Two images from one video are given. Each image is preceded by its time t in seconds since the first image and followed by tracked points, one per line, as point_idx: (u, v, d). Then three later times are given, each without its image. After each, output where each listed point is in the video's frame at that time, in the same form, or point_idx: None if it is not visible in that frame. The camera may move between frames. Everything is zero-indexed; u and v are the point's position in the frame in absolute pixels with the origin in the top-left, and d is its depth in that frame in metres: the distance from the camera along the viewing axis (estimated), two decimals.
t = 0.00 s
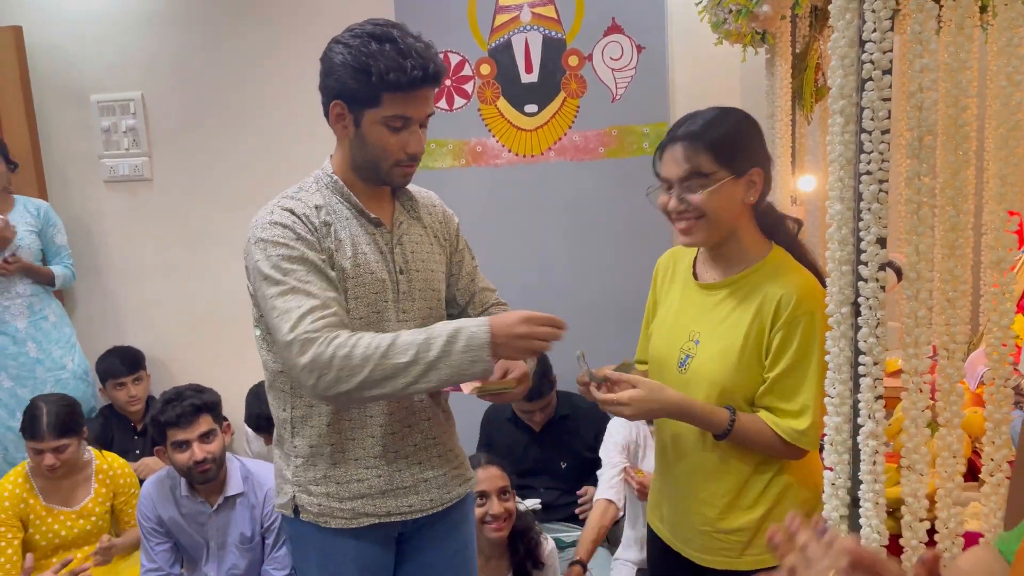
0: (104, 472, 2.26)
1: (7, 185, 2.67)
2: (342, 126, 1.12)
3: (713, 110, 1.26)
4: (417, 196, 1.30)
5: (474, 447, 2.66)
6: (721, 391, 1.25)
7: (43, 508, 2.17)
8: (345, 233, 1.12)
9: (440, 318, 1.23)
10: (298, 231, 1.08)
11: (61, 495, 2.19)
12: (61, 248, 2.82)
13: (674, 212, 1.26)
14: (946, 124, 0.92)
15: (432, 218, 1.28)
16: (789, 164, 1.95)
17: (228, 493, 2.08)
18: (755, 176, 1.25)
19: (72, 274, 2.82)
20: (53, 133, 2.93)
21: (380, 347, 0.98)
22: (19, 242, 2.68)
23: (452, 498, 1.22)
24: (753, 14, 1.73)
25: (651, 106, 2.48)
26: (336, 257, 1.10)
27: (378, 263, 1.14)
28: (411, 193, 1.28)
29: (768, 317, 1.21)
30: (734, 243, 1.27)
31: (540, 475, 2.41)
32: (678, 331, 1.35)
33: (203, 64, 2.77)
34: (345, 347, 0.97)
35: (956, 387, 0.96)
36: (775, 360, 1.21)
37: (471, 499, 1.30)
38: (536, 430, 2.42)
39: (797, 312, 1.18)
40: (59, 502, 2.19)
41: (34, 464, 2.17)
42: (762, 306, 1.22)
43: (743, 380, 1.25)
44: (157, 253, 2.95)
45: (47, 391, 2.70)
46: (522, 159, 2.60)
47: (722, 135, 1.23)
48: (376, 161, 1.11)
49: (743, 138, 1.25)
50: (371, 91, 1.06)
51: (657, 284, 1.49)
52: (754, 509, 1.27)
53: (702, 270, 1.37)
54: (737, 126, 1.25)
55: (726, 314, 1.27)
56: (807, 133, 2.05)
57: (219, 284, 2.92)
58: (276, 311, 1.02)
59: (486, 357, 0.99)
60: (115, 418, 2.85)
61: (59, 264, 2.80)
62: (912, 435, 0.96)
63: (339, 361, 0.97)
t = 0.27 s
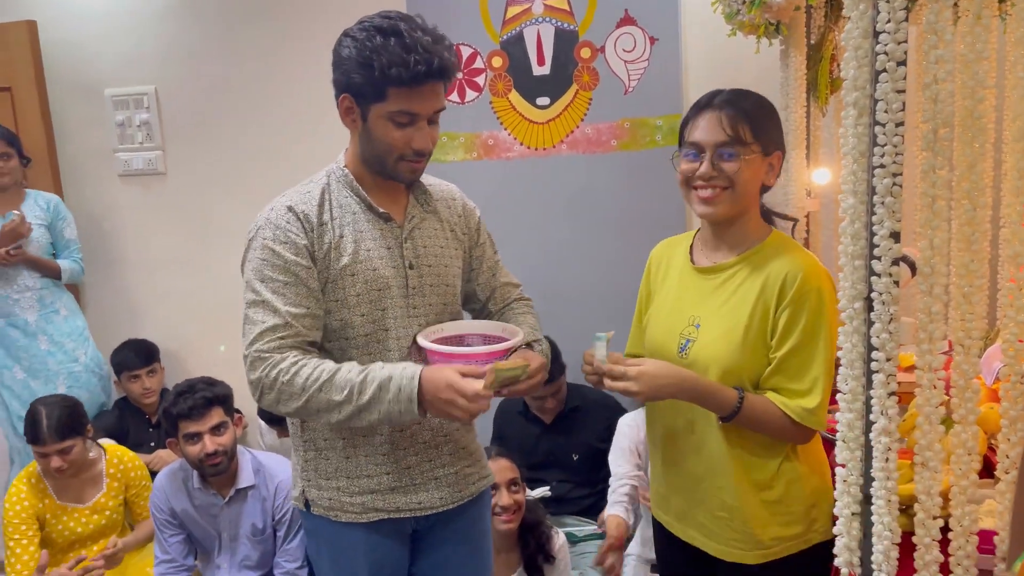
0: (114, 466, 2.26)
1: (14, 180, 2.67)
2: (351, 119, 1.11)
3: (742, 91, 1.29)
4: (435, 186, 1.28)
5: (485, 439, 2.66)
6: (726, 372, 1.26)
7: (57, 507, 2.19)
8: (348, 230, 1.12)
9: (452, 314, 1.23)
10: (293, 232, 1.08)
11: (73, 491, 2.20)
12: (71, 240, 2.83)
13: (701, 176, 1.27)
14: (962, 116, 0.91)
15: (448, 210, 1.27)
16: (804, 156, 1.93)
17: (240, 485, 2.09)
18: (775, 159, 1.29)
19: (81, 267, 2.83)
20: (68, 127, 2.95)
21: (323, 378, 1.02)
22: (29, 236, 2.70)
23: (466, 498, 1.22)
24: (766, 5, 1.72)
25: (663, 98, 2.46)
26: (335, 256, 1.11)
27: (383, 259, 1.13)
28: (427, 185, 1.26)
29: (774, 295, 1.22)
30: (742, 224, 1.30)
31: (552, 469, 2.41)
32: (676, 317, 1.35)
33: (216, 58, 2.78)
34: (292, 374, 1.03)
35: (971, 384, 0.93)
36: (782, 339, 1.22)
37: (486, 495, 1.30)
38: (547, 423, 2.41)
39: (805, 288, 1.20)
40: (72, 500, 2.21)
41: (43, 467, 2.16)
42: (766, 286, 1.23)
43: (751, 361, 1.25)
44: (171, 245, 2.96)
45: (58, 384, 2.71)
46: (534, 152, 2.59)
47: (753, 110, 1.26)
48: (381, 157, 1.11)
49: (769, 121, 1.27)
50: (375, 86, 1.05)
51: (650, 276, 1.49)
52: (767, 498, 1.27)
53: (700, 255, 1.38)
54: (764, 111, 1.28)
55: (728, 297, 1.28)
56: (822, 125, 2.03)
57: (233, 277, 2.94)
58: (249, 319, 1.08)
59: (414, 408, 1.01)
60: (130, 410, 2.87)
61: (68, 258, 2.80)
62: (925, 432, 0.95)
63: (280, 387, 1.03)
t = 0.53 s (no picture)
0: (123, 459, 2.28)
1: (24, 170, 2.72)
2: (349, 114, 1.12)
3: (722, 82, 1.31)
4: (446, 175, 1.27)
5: (498, 428, 2.67)
6: (722, 362, 1.27)
7: (66, 498, 2.24)
8: (347, 221, 1.14)
9: (457, 306, 1.23)
10: (290, 224, 1.12)
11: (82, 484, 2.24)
12: (82, 226, 2.87)
13: (684, 162, 1.28)
14: (968, 101, 0.89)
15: (457, 199, 1.25)
16: (819, 143, 1.90)
17: (251, 472, 2.11)
18: (756, 150, 1.31)
19: (95, 251, 2.87)
20: (86, 117, 2.97)
21: (310, 373, 1.07)
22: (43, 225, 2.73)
23: (463, 493, 1.23)
24: None
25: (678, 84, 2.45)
26: (332, 247, 1.13)
27: (380, 250, 1.14)
28: (436, 174, 1.25)
29: (764, 282, 1.23)
30: (724, 212, 1.31)
31: (564, 458, 2.41)
32: (666, 308, 1.36)
33: (231, 47, 2.79)
34: (283, 367, 1.08)
35: (976, 374, 0.92)
36: (774, 326, 1.24)
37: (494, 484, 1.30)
38: (558, 412, 2.41)
39: (795, 273, 1.22)
40: (81, 492, 2.24)
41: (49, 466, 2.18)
42: (753, 273, 1.25)
43: (743, 347, 1.27)
44: (187, 234, 2.99)
45: (74, 371, 2.76)
46: (547, 140, 2.58)
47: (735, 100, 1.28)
48: (376, 154, 1.11)
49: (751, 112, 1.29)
50: (363, 84, 1.05)
51: (629, 272, 1.49)
52: (771, 485, 1.29)
53: (681, 249, 1.38)
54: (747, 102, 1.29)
55: (716, 285, 1.29)
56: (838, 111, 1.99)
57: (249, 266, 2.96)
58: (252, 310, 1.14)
59: (390, 412, 1.06)
60: (149, 397, 2.91)
61: (81, 243, 2.84)
62: (929, 423, 0.93)
63: (275, 380, 1.09)
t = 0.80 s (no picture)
0: (130, 441, 2.30)
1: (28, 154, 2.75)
2: (339, 102, 1.12)
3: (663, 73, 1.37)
4: (445, 157, 1.24)
5: (503, 412, 2.67)
6: (711, 343, 1.33)
7: (72, 477, 2.27)
8: (336, 203, 1.15)
9: (448, 292, 1.22)
10: (278, 206, 1.14)
11: (90, 463, 2.27)
12: (83, 204, 2.90)
13: (632, 155, 1.33)
14: (957, 78, 0.88)
15: (454, 182, 1.22)
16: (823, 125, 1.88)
17: (258, 453, 2.14)
18: (705, 132, 1.37)
19: (99, 229, 2.92)
20: (95, 102, 2.99)
21: (289, 354, 1.10)
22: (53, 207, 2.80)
23: (452, 478, 1.24)
24: None
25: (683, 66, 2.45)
26: (320, 230, 1.14)
27: (366, 234, 1.14)
28: (434, 157, 1.23)
29: (744, 258, 1.30)
30: (682, 195, 1.37)
31: (567, 441, 2.41)
32: (646, 295, 1.40)
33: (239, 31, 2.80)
34: (263, 347, 1.11)
35: (965, 355, 0.92)
36: (759, 300, 1.30)
37: (487, 468, 1.30)
38: (563, 396, 2.41)
39: (773, 245, 1.29)
40: (86, 470, 2.28)
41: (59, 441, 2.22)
42: (732, 251, 1.31)
43: (729, 323, 1.33)
44: (196, 218, 3.01)
45: (84, 350, 2.81)
46: (553, 123, 2.57)
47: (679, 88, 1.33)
48: (366, 146, 1.11)
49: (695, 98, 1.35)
50: (349, 79, 1.04)
51: (593, 266, 1.50)
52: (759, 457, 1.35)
53: (648, 238, 1.43)
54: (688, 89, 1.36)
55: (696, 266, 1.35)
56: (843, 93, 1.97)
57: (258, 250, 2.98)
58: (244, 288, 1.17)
59: (356, 399, 1.08)
60: (160, 380, 2.95)
61: (86, 222, 2.89)
62: (918, 405, 0.93)
63: (257, 359, 1.12)
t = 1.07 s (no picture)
0: (147, 419, 2.34)
1: (39, 140, 2.79)
2: (346, 83, 1.11)
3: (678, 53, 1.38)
4: (455, 140, 1.23)
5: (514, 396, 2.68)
6: (722, 320, 1.38)
7: (90, 454, 2.29)
8: (343, 184, 1.15)
9: (455, 276, 1.21)
10: (285, 186, 1.14)
11: (108, 440, 2.31)
12: (91, 192, 2.90)
13: (635, 144, 1.37)
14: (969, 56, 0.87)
15: (464, 164, 1.21)
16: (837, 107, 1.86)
17: (270, 436, 2.15)
18: (714, 112, 1.38)
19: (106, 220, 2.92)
20: (110, 86, 3.00)
21: (293, 335, 1.11)
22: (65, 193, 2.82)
23: (457, 463, 1.24)
24: None
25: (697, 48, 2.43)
26: (326, 211, 1.14)
27: (372, 216, 1.14)
28: (443, 138, 1.22)
29: (757, 241, 1.35)
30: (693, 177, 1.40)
31: (578, 426, 2.41)
32: (655, 274, 1.43)
33: (252, 15, 2.80)
34: (269, 327, 1.12)
35: (973, 339, 0.92)
36: (770, 281, 1.36)
37: (496, 454, 1.30)
38: (574, 379, 2.41)
39: (784, 229, 1.35)
40: (106, 449, 2.31)
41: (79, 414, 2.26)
42: (745, 233, 1.36)
43: (740, 303, 1.38)
44: (210, 202, 3.03)
45: (99, 333, 2.83)
46: (566, 106, 2.55)
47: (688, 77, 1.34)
48: (372, 128, 1.10)
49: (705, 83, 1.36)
50: (355, 60, 1.04)
51: (600, 240, 1.53)
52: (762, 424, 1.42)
53: (659, 214, 1.46)
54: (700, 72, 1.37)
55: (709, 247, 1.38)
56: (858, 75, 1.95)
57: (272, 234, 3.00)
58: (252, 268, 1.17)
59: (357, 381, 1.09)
60: (175, 363, 2.98)
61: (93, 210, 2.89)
62: (925, 388, 0.93)
63: (263, 340, 1.13)
